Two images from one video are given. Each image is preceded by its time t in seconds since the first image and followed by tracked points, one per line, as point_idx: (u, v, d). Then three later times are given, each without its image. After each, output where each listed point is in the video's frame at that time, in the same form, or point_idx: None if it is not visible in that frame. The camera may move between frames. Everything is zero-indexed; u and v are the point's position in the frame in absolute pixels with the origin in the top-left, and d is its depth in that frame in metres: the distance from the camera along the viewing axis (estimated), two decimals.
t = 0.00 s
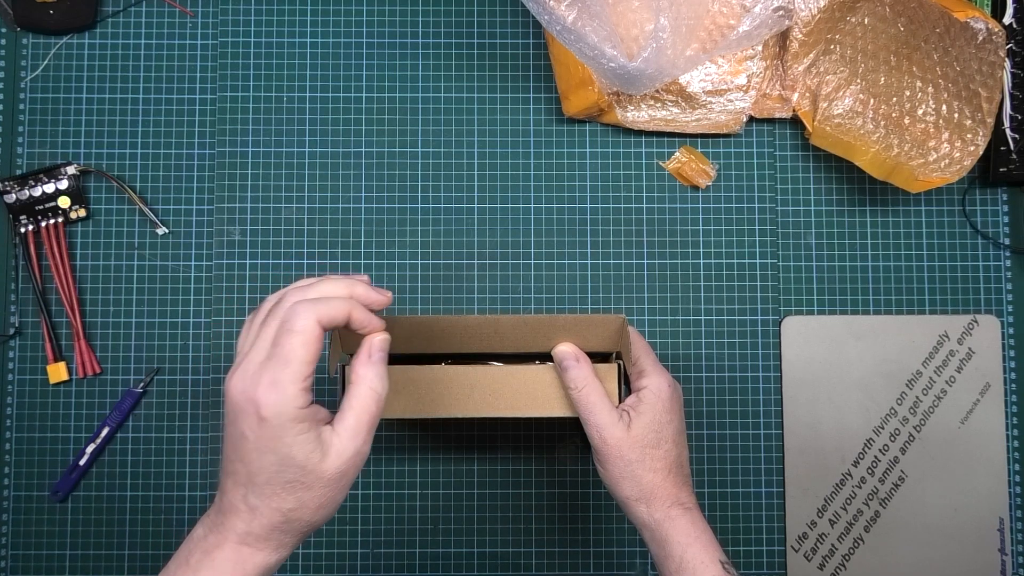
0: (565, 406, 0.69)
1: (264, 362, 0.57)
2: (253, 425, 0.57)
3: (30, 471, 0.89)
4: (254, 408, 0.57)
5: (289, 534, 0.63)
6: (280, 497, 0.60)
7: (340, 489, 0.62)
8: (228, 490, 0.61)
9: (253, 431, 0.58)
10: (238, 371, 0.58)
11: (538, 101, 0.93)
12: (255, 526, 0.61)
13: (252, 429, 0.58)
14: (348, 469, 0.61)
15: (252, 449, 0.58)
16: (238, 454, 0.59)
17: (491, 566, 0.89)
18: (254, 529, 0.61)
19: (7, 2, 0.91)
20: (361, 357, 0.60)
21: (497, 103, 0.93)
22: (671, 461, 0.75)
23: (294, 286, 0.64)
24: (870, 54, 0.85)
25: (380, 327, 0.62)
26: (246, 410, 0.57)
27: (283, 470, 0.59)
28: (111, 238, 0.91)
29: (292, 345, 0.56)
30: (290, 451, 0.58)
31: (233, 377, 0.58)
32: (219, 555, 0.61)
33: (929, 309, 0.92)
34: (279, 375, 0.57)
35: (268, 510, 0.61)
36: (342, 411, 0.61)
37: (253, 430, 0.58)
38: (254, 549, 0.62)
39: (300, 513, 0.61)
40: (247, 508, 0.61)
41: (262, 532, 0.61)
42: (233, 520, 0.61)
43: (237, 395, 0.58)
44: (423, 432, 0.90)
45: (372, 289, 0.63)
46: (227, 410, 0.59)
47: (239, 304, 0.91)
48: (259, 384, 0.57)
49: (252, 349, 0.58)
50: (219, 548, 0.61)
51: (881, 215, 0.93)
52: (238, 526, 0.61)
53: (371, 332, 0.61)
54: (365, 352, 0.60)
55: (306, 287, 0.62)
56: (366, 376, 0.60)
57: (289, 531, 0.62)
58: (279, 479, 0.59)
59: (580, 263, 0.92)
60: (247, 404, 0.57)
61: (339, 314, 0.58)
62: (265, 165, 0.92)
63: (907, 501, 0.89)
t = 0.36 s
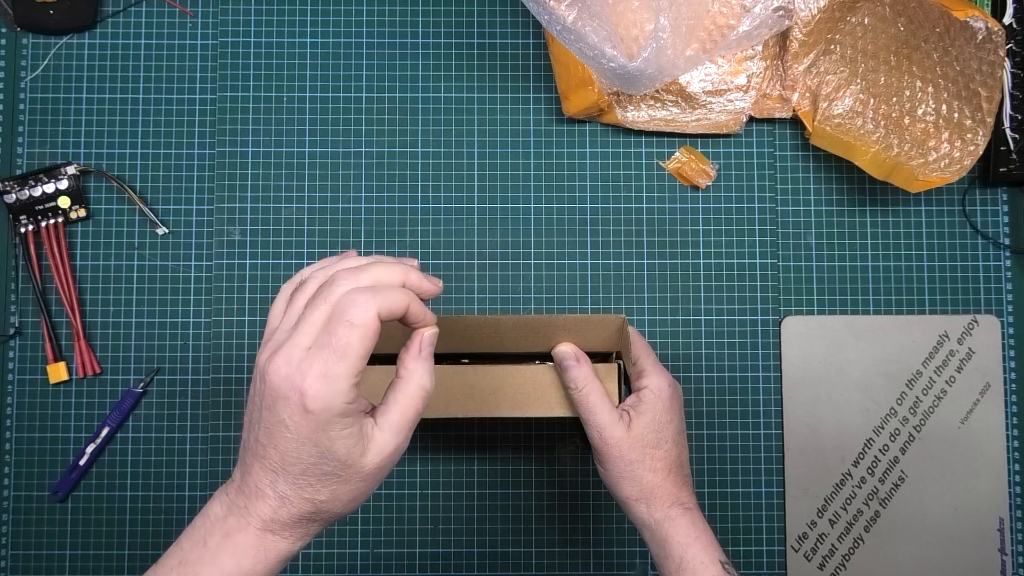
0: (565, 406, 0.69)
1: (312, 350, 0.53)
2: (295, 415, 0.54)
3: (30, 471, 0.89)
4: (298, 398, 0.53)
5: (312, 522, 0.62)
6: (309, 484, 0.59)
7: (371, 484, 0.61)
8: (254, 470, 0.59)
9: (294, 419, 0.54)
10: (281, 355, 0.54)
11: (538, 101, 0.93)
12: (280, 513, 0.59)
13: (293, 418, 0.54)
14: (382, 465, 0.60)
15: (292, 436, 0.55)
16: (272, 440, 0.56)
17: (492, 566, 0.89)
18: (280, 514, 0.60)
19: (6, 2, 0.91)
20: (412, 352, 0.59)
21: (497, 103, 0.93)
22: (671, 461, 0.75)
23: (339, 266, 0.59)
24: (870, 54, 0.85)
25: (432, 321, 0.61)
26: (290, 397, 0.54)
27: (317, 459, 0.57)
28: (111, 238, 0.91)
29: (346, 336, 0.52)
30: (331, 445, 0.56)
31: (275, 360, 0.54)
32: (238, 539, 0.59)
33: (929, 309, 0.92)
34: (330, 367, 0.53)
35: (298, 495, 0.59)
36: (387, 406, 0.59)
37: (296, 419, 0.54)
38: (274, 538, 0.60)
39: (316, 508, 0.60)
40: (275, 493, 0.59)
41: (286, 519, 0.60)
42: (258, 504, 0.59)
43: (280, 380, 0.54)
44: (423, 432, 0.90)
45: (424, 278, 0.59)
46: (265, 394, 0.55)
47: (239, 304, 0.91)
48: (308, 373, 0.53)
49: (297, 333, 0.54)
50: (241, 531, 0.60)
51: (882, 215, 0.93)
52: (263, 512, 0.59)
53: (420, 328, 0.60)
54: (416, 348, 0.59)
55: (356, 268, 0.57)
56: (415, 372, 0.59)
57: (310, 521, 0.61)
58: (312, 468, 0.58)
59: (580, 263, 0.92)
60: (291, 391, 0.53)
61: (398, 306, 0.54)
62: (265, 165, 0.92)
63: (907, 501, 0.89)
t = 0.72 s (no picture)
0: (566, 406, 0.69)
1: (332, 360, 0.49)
2: (310, 429, 0.51)
3: (30, 471, 0.89)
4: (314, 412, 0.50)
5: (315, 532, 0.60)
6: (318, 499, 0.57)
7: (382, 501, 0.59)
8: (259, 477, 0.56)
9: (308, 432, 0.51)
10: (299, 363, 0.49)
11: (538, 101, 0.93)
12: (285, 526, 0.58)
13: (308, 432, 0.51)
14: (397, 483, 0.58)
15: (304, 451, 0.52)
16: (283, 452, 0.53)
17: (491, 566, 0.89)
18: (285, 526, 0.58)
19: (6, 2, 0.91)
20: (441, 367, 0.56)
21: (497, 103, 0.93)
22: (671, 461, 0.75)
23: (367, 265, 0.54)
24: (870, 54, 0.85)
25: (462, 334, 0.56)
26: (305, 410, 0.50)
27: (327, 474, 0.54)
28: (111, 238, 0.91)
29: (371, 352, 0.48)
30: (347, 464, 0.54)
31: (292, 367, 0.49)
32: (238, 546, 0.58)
33: (929, 309, 0.92)
34: (350, 383, 0.49)
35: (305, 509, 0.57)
36: (411, 421, 0.57)
37: (311, 434, 0.51)
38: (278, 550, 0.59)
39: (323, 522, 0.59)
40: (280, 504, 0.57)
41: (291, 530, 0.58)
42: (262, 514, 0.57)
43: (296, 390, 0.50)
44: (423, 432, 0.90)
45: (460, 286, 0.53)
46: (278, 401, 0.51)
47: (239, 303, 0.91)
48: (326, 386, 0.49)
49: (317, 339, 0.49)
50: (242, 542, 0.58)
51: (881, 215, 0.93)
52: (268, 523, 0.58)
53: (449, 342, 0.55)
54: (445, 363, 0.56)
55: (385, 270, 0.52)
56: (442, 388, 0.57)
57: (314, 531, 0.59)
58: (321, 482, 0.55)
59: (580, 263, 0.92)
60: (307, 403, 0.50)
61: (430, 320, 0.49)
62: (265, 165, 0.92)
63: (907, 501, 0.89)
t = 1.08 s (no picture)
0: (566, 406, 0.69)
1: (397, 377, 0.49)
2: (369, 441, 0.50)
3: (30, 471, 0.89)
4: (377, 426, 0.49)
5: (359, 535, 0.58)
6: (366, 507, 0.55)
7: (424, 512, 0.59)
8: (306, 479, 0.54)
9: (368, 445, 0.50)
10: (364, 380, 0.49)
11: (538, 101, 0.93)
12: (331, 530, 0.55)
13: (368, 445, 0.50)
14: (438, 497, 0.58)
15: (361, 462, 0.51)
16: (337, 458, 0.52)
17: (492, 566, 0.89)
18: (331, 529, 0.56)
19: (6, 2, 0.91)
20: (490, 388, 0.59)
21: (497, 103, 0.93)
22: (671, 462, 0.75)
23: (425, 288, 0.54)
24: (870, 54, 0.85)
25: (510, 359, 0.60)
26: (367, 423, 0.50)
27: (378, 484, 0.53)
28: (111, 238, 0.91)
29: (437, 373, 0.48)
30: (401, 474, 0.53)
31: (356, 381, 0.49)
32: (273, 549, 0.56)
33: (929, 309, 0.92)
34: (415, 401, 0.49)
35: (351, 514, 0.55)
36: (458, 439, 0.59)
37: (371, 447, 0.50)
38: (320, 553, 0.57)
39: (365, 526, 0.57)
40: (327, 507, 0.55)
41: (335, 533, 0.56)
42: (307, 516, 0.55)
43: (360, 405, 0.49)
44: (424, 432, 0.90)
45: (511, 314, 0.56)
46: (339, 413, 0.50)
47: (240, 303, 0.91)
48: (391, 402, 0.49)
49: (381, 357, 0.49)
50: (285, 543, 0.56)
51: (881, 215, 0.93)
52: (311, 525, 0.55)
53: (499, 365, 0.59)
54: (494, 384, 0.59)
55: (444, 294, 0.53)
56: (491, 409, 0.59)
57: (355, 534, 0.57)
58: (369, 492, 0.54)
59: (580, 263, 0.92)
60: (370, 418, 0.49)
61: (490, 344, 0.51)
62: (265, 165, 0.92)
63: (907, 501, 0.89)
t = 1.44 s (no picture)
0: (565, 406, 0.69)
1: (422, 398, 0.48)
2: (391, 458, 0.50)
3: (30, 471, 0.89)
4: (400, 446, 0.49)
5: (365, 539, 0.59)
6: (379, 516, 0.56)
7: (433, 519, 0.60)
8: (315, 487, 0.56)
9: (391, 462, 0.50)
10: (388, 399, 0.49)
11: (538, 101, 0.93)
12: (339, 537, 0.57)
13: (390, 461, 0.50)
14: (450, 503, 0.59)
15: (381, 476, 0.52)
16: (356, 474, 0.53)
17: (492, 566, 0.89)
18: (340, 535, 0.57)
19: (6, 2, 0.91)
20: (514, 412, 0.59)
21: (497, 103, 0.93)
22: (671, 462, 0.75)
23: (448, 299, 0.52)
24: (870, 54, 0.85)
25: (533, 379, 0.59)
26: (390, 441, 0.49)
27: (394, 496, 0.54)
28: (111, 238, 0.91)
29: (464, 394, 0.48)
30: (418, 492, 0.54)
31: (379, 399, 0.49)
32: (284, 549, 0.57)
33: (929, 309, 0.92)
34: (440, 422, 0.48)
35: (362, 522, 0.56)
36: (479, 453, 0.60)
37: (393, 463, 0.50)
38: (327, 558, 0.59)
39: (375, 534, 0.58)
40: (337, 516, 0.56)
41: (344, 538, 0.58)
42: (316, 523, 0.57)
43: (384, 424, 0.49)
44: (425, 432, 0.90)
45: (534, 330, 0.54)
46: (359, 429, 0.50)
47: (240, 303, 0.91)
48: (417, 424, 0.48)
49: (404, 375, 0.49)
50: (293, 550, 0.57)
51: (881, 215, 0.93)
52: (322, 533, 0.57)
53: (524, 389, 0.58)
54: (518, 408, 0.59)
55: (468, 308, 0.51)
56: (514, 432, 0.59)
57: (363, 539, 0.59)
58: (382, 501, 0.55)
59: (580, 263, 0.92)
60: (394, 438, 0.49)
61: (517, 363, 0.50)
62: (265, 165, 0.92)
63: (907, 501, 0.89)
